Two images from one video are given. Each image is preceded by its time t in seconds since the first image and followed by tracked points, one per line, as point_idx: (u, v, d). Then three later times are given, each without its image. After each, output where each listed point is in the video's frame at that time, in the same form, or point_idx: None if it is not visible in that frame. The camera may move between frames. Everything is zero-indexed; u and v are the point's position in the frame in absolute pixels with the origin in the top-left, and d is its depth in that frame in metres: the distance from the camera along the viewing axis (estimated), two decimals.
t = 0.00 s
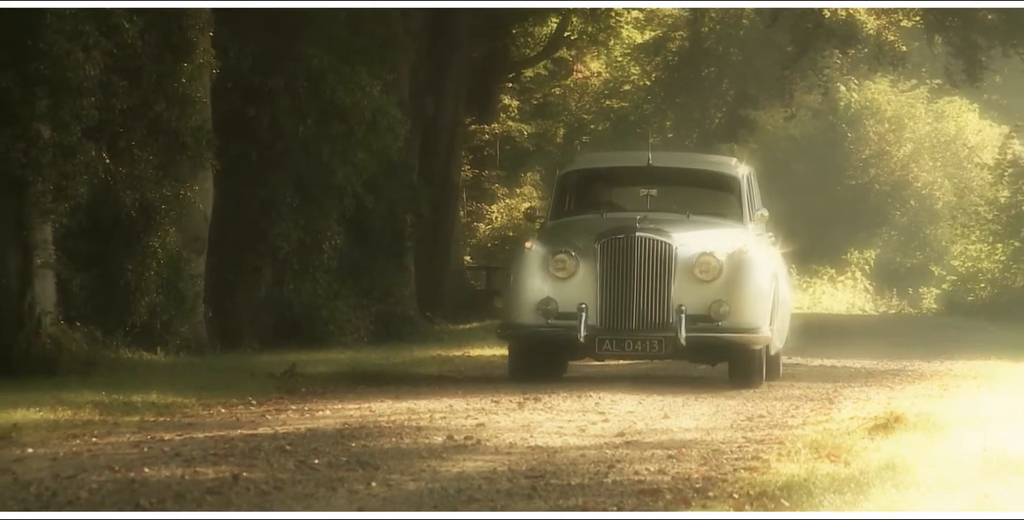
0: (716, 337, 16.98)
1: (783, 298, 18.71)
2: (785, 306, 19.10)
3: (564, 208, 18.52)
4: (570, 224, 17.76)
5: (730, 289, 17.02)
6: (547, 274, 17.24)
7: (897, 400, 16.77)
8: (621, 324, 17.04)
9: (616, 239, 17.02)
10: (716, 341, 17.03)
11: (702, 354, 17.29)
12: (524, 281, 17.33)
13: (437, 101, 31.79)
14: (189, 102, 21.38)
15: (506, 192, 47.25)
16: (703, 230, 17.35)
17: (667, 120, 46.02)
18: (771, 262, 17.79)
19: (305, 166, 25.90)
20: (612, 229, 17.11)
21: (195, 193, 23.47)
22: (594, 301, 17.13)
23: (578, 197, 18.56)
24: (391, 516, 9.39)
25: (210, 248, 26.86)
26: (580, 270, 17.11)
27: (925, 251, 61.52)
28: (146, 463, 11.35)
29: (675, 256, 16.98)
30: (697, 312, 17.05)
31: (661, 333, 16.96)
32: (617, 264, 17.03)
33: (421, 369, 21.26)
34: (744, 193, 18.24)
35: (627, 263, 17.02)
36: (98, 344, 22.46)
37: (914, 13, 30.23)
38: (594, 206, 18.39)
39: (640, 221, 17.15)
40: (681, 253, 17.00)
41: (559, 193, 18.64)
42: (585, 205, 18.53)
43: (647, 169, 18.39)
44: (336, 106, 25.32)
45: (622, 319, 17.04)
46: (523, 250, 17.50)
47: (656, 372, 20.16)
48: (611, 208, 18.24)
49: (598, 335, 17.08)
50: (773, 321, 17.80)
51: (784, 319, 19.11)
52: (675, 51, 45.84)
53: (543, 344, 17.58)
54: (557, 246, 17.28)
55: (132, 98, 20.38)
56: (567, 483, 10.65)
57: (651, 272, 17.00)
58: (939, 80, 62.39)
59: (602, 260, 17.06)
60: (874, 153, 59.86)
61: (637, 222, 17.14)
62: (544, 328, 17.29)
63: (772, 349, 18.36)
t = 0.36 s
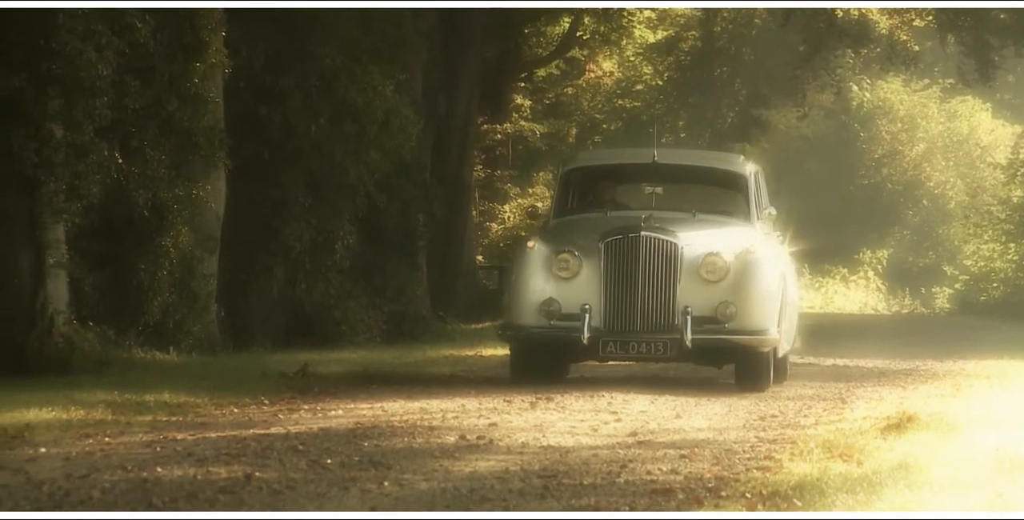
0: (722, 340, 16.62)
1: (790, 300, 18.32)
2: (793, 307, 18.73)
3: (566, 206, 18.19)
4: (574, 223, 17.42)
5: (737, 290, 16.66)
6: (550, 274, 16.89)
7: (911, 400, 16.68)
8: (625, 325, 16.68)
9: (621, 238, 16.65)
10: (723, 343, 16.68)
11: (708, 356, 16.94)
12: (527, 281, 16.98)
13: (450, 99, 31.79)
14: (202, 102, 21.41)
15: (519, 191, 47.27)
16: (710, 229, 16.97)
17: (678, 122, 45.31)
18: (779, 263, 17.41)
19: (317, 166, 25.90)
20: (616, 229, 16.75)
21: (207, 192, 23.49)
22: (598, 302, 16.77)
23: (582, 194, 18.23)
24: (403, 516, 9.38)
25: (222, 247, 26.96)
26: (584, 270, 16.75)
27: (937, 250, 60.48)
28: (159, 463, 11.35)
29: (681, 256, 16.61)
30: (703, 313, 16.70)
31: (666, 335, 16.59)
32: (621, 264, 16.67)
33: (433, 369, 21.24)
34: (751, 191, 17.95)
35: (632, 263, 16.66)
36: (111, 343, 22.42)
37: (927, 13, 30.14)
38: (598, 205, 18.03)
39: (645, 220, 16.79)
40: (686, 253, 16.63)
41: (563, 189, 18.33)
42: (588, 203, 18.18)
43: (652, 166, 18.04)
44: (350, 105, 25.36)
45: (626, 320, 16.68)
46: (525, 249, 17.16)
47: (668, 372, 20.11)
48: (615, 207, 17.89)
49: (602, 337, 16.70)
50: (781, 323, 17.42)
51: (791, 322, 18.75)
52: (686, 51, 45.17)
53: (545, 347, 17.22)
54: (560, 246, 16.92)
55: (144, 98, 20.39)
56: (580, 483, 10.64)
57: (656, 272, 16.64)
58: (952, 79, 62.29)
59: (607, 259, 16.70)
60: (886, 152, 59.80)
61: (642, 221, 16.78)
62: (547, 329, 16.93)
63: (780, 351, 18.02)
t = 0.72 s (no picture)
0: (730, 344, 16.04)
1: (800, 300, 17.71)
2: (802, 307, 18.11)
3: (570, 205, 17.52)
4: (578, 222, 16.77)
5: (746, 292, 16.03)
6: (553, 275, 16.27)
7: (926, 400, 16.68)
8: (631, 328, 16.08)
9: (627, 239, 16.03)
10: (730, 347, 16.08)
11: (716, 360, 16.34)
12: (529, 282, 16.35)
13: (463, 99, 31.65)
14: (216, 103, 21.44)
15: (534, 191, 47.28)
16: (718, 229, 16.33)
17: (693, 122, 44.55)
18: (790, 262, 16.79)
19: (331, 166, 26.00)
20: (623, 228, 16.12)
21: (221, 193, 23.50)
22: (603, 304, 16.16)
23: (586, 193, 17.53)
24: (417, 516, 9.38)
25: (236, 247, 27.03)
26: (588, 271, 16.12)
27: (951, 250, 61.24)
28: (173, 463, 11.34)
29: (688, 258, 15.99)
30: (710, 316, 16.08)
31: (673, 338, 15.99)
32: (628, 265, 16.05)
33: (446, 369, 21.26)
34: (761, 191, 17.34)
35: (638, 264, 16.04)
36: (126, 343, 22.44)
37: (941, 12, 30.11)
38: (603, 204, 17.32)
39: (652, 220, 16.15)
40: (694, 254, 16.00)
41: (567, 187, 17.65)
42: (593, 201, 17.48)
43: (659, 164, 17.36)
44: (364, 106, 25.39)
45: (633, 323, 16.08)
46: (527, 248, 16.53)
47: (681, 372, 20.06)
48: (622, 206, 17.23)
49: (607, 339, 16.10)
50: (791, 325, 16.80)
51: (801, 323, 18.17)
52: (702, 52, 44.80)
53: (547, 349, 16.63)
54: (564, 246, 16.30)
55: (158, 98, 20.42)
56: (595, 482, 10.64)
57: (664, 274, 16.02)
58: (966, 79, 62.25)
59: (612, 260, 16.08)
60: (901, 152, 59.36)
61: (649, 221, 16.15)
62: (550, 331, 16.31)
63: (790, 354, 17.42)
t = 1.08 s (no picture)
0: (741, 345, 15.78)
1: (814, 302, 17.44)
2: (815, 311, 17.82)
3: (577, 203, 17.42)
4: (585, 221, 16.63)
5: (757, 293, 15.80)
6: (560, 274, 16.10)
7: (943, 400, 16.62)
8: (639, 329, 15.85)
9: (634, 237, 15.85)
10: (741, 348, 15.82)
11: (727, 362, 16.09)
12: (535, 281, 16.19)
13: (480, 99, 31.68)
14: (234, 103, 21.44)
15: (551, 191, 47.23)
16: (729, 228, 16.13)
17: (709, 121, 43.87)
18: (803, 264, 16.57)
19: (348, 166, 26.02)
20: (630, 227, 15.94)
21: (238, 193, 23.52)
22: (610, 304, 15.97)
23: (594, 191, 17.41)
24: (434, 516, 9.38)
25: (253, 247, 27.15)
26: (595, 271, 15.95)
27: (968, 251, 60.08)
28: (190, 463, 11.35)
29: (697, 256, 15.80)
30: (721, 316, 15.85)
31: (682, 339, 15.75)
32: (635, 264, 15.86)
33: (463, 369, 21.25)
34: (772, 189, 17.22)
35: (646, 264, 15.84)
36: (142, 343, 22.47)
37: (959, 12, 30.04)
38: (611, 201, 17.20)
39: (660, 218, 15.98)
40: (703, 253, 15.81)
41: (574, 186, 17.53)
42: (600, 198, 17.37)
43: (668, 162, 17.26)
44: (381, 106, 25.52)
45: (641, 324, 15.85)
46: (534, 248, 16.37)
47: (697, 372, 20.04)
48: (631, 204, 17.07)
49: (614, 340, 15.88)
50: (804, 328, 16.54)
51: (814, 325, 17.86)
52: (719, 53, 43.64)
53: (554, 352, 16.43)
54: (570, 244, 16.15)
55: (175, 99, 20.45)
56: (612, 482, 10.63)
57: (673, 273, 15.81)
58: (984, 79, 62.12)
59: (620, 259, 15.91)
60: (917, 152, 59.59)
61: (657, 219, 15.97)
62: (557, 332, 16.13)
63: (804, 357, 17.13)
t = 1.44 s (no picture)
0: (748, 344, 15.74)
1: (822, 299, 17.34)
2: (823, 310, 17.68)
3: (580, 200, 17.18)
4: (587, 217, 16.50)
5: (764, 291, 15.74)
6: (562, 271, 15.99)
7: (957, 400, 16.57)
8: (643, 327, 15.79)
9: (638, 234, 15.75)
10: (747, 347, 15.77)
11: (732, 361, 16.04)
12: (536, 278, 16.07)
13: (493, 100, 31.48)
14: (247, 102, 21.51)
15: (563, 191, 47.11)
16: (735, 225, 16.04)
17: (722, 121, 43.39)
18: (811, 261, 16.46)
19: (360, 166, 26.26)
20: (635, 223, 15.83)
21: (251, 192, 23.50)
22: (614, 302, 15.88)
23: (598, 188, 17.19)
24: (448, 516, 9.35)
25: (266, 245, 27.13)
26: (599, 268, 15.85)
27: (982, 250, 60.93)
28: (202, 463, 11.33)
29: (703, 254, 15.70)
30: (727, 315, 15.78)
31: (688, 338, 15.70)
32: (640, 261, 15.76)
33: (475, 368, 21.25)
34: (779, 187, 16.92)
35: (651, 261, 15.74)
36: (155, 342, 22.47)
37: (972, 11, 30.00)
38: (614, 198, 16.98)
39: (665, 214, 15.87)
40: (710, 250, 15.72)
41: (577, 182, 17.31)
42: (604, 195, 17.13)
43: (673, 158, 16.97)
44: (393, 104, 25.77)
45: (645, 322, 15.78)
46: (535, 243, 16.24)
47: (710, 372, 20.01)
48: (635, 201, 16.88)
49: (618, 339, 15.80)
50: (812, 326, 16.46)
51: (823, 325, 17.73)
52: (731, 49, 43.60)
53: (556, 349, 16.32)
54: (573, 241, 16.03)
55: (188, 98, 20.44)
56: (623, 482, 10.59)
57: (679, 271, 15.73)
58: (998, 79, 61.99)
59: (624, 256, 15.81)
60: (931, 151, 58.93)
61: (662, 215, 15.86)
62: (559, 330, 16.02)
63: (812, 356, 17.05)
